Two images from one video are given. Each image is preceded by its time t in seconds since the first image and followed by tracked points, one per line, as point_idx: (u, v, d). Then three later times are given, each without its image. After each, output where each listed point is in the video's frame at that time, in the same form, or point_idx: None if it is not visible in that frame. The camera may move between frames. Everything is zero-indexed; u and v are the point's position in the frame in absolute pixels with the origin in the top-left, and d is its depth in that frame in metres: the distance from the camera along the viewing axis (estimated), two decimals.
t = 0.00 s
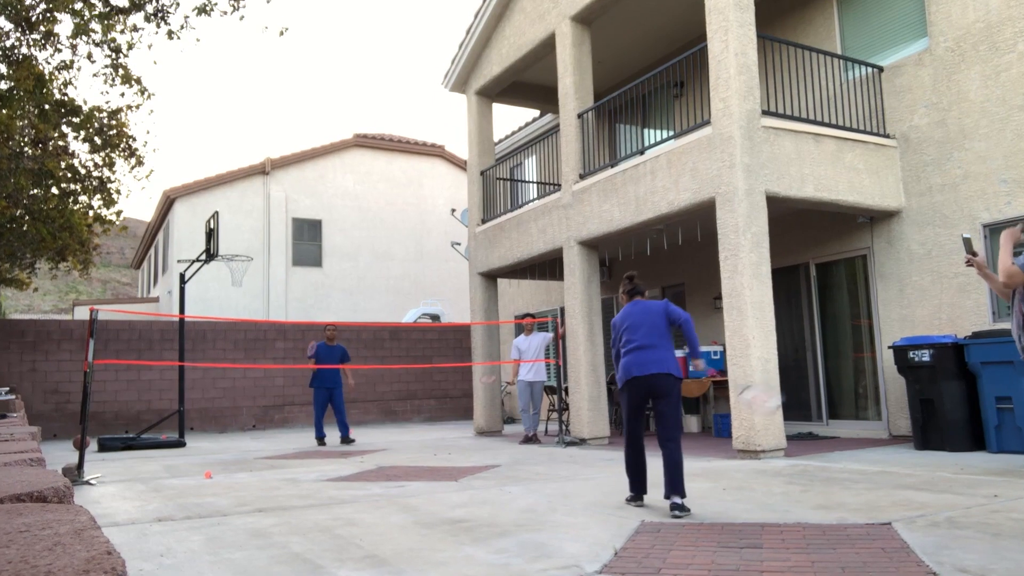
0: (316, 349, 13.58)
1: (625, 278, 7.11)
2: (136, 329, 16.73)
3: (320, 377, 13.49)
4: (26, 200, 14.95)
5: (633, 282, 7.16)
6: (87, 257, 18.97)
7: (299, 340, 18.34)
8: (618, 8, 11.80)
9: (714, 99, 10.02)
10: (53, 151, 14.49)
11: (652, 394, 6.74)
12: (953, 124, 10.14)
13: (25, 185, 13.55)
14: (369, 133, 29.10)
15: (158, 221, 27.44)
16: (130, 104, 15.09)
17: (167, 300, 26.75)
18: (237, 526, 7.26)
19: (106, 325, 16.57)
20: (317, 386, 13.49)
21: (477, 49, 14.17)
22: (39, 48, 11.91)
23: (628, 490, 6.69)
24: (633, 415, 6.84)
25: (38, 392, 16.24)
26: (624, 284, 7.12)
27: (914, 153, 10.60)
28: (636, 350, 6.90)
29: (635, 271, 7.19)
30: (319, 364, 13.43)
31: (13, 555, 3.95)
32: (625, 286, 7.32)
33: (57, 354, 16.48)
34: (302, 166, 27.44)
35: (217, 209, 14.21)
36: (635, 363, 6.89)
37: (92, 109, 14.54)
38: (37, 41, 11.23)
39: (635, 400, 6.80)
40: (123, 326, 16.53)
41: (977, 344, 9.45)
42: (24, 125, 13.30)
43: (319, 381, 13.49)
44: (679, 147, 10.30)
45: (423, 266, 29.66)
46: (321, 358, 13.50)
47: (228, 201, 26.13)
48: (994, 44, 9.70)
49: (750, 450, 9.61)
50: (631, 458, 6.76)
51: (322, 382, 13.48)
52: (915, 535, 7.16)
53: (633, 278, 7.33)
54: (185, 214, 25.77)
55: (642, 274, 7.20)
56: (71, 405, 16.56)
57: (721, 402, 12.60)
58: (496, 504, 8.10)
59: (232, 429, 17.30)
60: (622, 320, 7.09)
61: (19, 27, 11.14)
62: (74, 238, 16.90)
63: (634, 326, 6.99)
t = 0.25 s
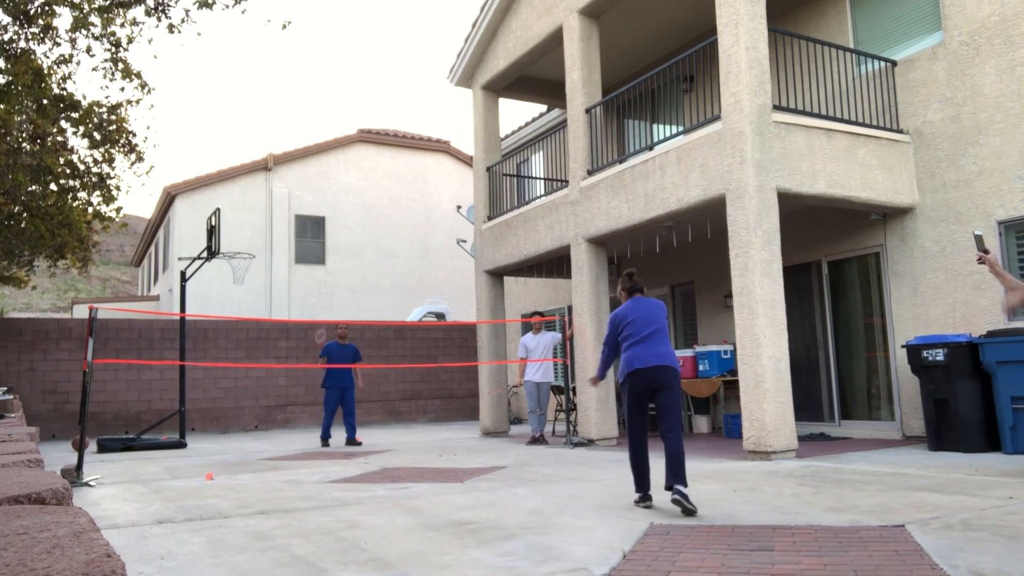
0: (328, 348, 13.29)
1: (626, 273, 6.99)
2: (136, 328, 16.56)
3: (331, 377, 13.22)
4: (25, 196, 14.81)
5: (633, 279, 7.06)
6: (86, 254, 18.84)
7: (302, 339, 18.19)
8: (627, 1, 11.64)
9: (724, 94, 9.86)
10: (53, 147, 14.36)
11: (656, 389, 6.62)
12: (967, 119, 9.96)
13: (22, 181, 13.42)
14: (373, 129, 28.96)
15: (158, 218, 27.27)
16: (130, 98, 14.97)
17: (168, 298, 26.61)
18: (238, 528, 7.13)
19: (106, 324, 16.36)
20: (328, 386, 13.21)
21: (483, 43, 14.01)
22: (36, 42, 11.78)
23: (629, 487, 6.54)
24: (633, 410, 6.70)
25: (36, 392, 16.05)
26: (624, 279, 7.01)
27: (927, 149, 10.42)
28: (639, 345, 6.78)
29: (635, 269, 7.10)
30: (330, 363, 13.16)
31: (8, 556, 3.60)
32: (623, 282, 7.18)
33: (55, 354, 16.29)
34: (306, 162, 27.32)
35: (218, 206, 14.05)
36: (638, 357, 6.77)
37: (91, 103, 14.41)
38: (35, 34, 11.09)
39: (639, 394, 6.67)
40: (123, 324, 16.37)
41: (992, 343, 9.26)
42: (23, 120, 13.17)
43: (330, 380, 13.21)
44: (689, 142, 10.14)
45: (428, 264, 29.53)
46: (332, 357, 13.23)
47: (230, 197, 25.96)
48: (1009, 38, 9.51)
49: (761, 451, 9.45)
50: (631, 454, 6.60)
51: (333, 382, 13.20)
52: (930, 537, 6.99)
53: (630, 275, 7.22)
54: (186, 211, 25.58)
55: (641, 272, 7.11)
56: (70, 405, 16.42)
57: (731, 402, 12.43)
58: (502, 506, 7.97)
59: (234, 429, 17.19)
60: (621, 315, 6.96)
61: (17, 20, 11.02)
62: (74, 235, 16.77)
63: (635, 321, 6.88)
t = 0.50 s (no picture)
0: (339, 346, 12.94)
1: (635, 266, 6.77)
2: (136, 327, 16.43)
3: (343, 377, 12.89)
4: (22, 192, 14.68)
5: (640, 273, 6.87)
6: (84, 251, 18.75)
7: (305, 338, 18.00)
8: None
9: (734, 88, 9.69)
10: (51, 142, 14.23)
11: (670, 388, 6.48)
12: (982, 114, 9.77)
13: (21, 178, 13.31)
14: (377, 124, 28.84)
15: (159, 214, 27.15)
16: (130, 93, 14.87)
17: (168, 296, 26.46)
18: (241, 530, 7.00)
19: (106, 323, 16.24)
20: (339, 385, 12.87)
21: (489, 36, 13.86)
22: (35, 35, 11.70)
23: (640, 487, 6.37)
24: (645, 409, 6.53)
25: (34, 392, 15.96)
26: (633, 272, 6.79)
27: (942, 145, 10.24)
28: (653, 342, 6.61)
29: (642, 262, 6.90)
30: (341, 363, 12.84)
31: (3, 559, 3.49)
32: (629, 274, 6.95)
33: (54, 353, 16.18)
34: (308, 158, 27.22)
35: (219, 203, 13.91)
36: (652, 355, 6.59)
37: (91, 99, 14.30)
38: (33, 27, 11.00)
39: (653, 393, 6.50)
40: (122, 323, 16.22)
41: (1007, 342, 9.08)
42: (20, 115, 13.06)
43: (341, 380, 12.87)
44: (699, 138, 9.98)
45: (433, 262, 29.40)
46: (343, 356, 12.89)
47: (231, 193, 25.86)
48: None
49: (772, 452, 9.29)
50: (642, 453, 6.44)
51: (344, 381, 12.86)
52: (944, 540, 6.82)
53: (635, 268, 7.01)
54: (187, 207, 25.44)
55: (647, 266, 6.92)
56: (69, 405, 16.30)
57: (742, 402, 12.26)
58: (509, 508, 7.82)
59: (236, 429, 17.04)
60: (629, 309, 6.74)
61: (15, 13, 10.93)
62: (74, 233, 16.66)
63: (646, 317, 6.69)
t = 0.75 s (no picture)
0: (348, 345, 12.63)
1: (660, 262, 6.58)
2: (136, 325, 16.26)
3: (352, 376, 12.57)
4: (19, 188, 14.54)
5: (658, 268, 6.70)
6: (83, 249, 18.61)
7: (308, 338, 17.76)
8: None
9: (745, 82, 9.52)
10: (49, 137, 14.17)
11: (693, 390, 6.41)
12: (998, 109, 9.58)
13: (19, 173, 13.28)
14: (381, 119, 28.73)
15: (160, 211, 26.98)
16: (130, 88, 14.79)
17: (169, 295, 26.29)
18: (243, 533, 6.86)
19: (105, 322, 16.09)
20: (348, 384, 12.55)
21: (496, 30, 13.70)
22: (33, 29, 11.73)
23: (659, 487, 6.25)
24: (665, 409, 6.41)
25: (32, 392, 15.83)
26: (656, 267, 6.59)
27: (957, 140, 10.05)
28: (676, 341, 6.48)
29: (660, 258, 6.74)
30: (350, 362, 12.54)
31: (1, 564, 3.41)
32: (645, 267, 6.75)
33: (53, 352, 16.03)
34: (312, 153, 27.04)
35: (221, 200, 13.77)
36: (675, 356, 6.46)
37: (91, 93, 14.22)
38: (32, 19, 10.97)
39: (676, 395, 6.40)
40: (121, 323, 16.05)
41: None
42: (19, 109, 12.98)
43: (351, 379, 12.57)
44: (709, 133, 9.82)
45: (438, 259, 29.26)
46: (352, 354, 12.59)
47: (234, 190, 25.69)
48: None
49: (784, 454, 9.14)
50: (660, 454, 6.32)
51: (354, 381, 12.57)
52: (959, 542, 6.66)
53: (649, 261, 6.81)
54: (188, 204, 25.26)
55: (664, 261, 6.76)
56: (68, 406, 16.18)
57: (753, 402, 12.09)
58: (516, 509, 7.69)
59: (238, 430, 16.85)
60: (650, 305, 6.56)
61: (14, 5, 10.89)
62: (73, 229, 16.59)
63: (668, 316, 6.55)
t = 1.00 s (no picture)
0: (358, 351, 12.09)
1: (688, 260, 6.44)
2: (136, 324, 16.05)
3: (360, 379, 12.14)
4: (17, 184, 14.39)
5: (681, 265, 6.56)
6: (82, 246, 18.46)
7: (311, 336, 17.51)
8: None
9: (756, 77, 9.36)
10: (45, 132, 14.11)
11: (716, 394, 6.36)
12: (1015, 103, 9.39)
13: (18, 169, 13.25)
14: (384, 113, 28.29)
15: (161, 208, 26.80)
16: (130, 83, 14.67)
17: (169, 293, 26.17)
18: (245, 535, 6.74)
19: (104, 320, 15.89)
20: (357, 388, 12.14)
21: (502, 24, 13.55)
22: (31, 23, 11.78)
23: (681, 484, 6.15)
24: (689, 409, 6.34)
25: (30, 392, 15.62)
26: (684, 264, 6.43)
27: (972, 136, 9.87)
28: (703, 343, 6.39)
29: (683, 254, 6.60)
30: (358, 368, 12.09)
31: None
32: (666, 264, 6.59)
33: (51, 351, 15.79)
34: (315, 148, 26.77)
35: (222, 197, 13.62)
36: (705, 357, 6.37)
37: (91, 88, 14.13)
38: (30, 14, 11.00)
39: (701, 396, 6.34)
40: (119, 321, 15.78)
41: None
42: (16, 104, 12.88)
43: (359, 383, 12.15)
44: (719, 128, 9.65)
45: (444, 257, 28.92)
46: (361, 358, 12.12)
47: (235, 186, 25.47)
48: None
49: (796, 455, 8.98)
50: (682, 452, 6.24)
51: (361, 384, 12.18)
52: (974, 545, 6.49)
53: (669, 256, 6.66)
54: (188, 201, 25.08)
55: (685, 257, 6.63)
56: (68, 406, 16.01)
57: (765, 402, 11.92)
58: (523, 512, 7.55)
59: (240, 430, 16.66)
60: (679, 303, 6.41)
61: None
62: (72, 226, 16.58)
63: (695, 316, 6.44)
